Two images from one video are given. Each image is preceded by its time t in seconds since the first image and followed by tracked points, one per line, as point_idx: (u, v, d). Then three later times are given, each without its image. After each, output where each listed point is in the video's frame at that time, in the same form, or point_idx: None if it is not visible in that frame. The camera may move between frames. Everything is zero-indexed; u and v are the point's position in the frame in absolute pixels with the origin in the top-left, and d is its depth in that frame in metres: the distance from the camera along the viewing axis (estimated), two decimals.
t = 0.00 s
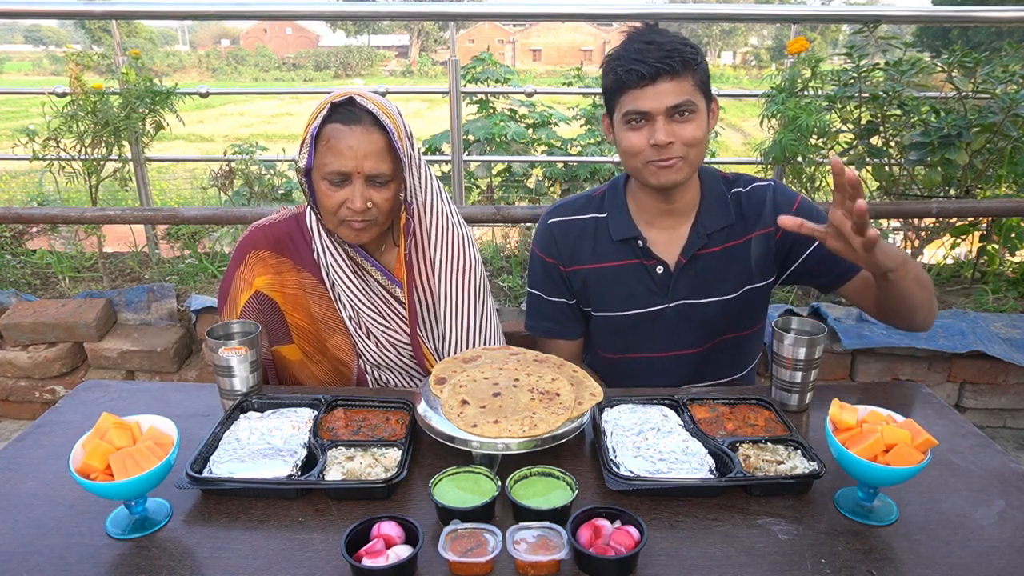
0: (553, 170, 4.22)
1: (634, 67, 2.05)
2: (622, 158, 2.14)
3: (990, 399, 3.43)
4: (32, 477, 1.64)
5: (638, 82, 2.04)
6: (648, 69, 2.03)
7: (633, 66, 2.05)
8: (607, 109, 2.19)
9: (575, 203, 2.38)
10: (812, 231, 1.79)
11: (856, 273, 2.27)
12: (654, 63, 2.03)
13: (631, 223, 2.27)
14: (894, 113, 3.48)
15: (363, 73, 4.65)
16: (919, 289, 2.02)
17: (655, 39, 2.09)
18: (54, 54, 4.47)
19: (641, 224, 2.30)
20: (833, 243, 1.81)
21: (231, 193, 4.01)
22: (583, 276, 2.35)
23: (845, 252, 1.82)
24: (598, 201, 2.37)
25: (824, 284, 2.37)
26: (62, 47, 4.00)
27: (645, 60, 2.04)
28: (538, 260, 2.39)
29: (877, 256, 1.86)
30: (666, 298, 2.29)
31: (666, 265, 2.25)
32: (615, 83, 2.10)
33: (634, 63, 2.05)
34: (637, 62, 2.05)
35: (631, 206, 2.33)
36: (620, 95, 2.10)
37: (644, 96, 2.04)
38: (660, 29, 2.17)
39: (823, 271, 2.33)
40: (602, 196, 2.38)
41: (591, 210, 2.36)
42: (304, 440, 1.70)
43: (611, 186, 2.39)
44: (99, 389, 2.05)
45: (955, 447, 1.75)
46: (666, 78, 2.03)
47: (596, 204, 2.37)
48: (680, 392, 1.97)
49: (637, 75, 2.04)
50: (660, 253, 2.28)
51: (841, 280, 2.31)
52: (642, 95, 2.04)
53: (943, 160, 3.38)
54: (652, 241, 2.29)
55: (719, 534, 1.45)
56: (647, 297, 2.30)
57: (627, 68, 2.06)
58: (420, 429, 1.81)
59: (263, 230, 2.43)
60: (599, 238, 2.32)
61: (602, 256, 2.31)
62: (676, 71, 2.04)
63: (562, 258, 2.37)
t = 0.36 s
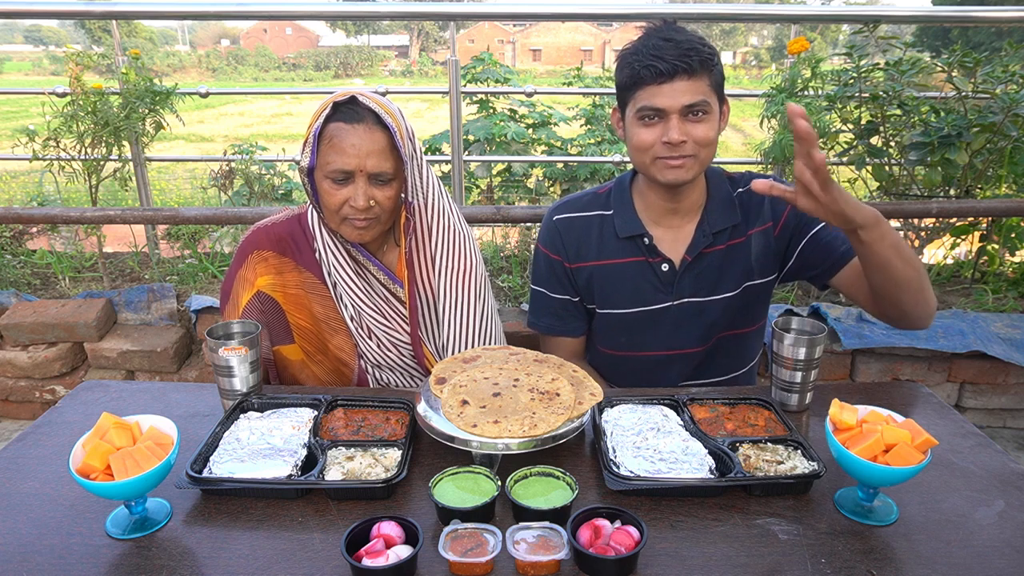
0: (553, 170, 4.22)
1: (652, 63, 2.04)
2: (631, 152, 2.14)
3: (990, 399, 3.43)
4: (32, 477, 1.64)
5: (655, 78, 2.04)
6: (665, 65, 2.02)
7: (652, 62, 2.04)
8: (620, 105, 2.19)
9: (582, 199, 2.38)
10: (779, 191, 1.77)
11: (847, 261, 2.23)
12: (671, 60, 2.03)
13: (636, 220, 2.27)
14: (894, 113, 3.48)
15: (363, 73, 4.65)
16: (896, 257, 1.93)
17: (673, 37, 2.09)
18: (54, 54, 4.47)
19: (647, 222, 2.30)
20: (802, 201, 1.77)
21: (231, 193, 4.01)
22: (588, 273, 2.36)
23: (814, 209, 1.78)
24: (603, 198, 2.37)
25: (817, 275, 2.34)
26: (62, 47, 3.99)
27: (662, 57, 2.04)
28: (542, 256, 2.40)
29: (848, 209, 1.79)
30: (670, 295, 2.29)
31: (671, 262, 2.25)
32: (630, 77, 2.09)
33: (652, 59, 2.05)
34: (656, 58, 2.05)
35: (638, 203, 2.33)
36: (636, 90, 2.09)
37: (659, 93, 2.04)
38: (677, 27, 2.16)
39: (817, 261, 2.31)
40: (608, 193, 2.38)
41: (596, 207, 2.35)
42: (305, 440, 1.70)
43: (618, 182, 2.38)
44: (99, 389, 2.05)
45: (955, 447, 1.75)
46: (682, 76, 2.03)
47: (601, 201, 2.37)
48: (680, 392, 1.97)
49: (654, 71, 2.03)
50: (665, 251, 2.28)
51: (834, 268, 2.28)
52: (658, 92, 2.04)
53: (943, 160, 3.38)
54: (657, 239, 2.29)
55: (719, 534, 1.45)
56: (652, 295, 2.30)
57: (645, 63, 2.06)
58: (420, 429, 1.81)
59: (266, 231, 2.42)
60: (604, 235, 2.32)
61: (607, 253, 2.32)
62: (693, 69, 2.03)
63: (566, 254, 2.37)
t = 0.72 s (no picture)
0: (553, 170, 4.22)
1: (633, 69, 2.04)
2: (621, 158, 2.15)
3: (991, 399, 3.43)
4: (32, 477, 1.64)
5: (637, 84, 2.04)
6: (647, 70, 2.02)
7: (631, 68, 2.04)
8: (609, 110, 2.19)
9: (580, 202, 2.38)
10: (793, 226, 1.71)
11: (844, 279, 2.25)
12: (652, 65, 2.02)
13: (635, 223, 2.27)
14: (894, 113, 3.48)
15: (363, 73, 4.64)
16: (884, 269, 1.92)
17: (657, 40, 2.08)
18: (54, 54, 4.47)
19: (644, 225, 2.31)
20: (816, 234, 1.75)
21: (231, 193, 4.01)
22: (586, 276, 2.35)
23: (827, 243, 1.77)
24: (601, 201, 2.37)
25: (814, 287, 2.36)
26: (62, 47, 3.99)
27: (644, 62, 2.03)
28: (539, 259, 2.40)
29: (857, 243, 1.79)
30: (668, 298, 2.29)
31: (669, 266, 2.26)
32: (615, 83, 2.10)
33: (634, 64, 2.05)
34: (638, 63, 2.04)
35: (634, 207, 2.33)
36: (620, 96, 2.10)
37: (642, 98, 2.04)
38: (662, 29, 2.16)
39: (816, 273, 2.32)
40: (605, 196, 2.38)
41: (594, 210, 2.35)
42: (304, 440, 1.70)
43: (615, 185, 2.39)
44: (99, 389, 2.05)
45: (955, 447, 1.75)
46: (665, 80, 2.02)
47: (599, 203, 2.37)
48: (680, 392, 1.97)
49: (635, 77, 2.04)
50: (663, 254, 2.28)
51: (831, 283, 2.30)
52: (641, 97, 2.04)
53: (943, 160, 3.38)
54: (655, 242, 2.29)
55: (719, 534, 1.45)
56: (650, 298, 2.30)
57: (626, 69, 2.06)
58: (420, 429, 1.81)
59: (266, 232, 2.42)
60: (602, 238, 2.32)
61: (605, 257, 2.32)
62: (675, 73, 2.02)
63: (565, 257, 2.37)
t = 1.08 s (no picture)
0: (553, 170, 4.22)
1: (638, 68, 2.04)
2: (624, 158, 2.15)
3: (991, 399, 3.43)
4: (32, 477, 1.64)
5: (642, 83, 2.04)
6: (653, 70, 2.02)
7: (637, 67, 2.04)
8: (611, 111, 2.19)
9: (579, 204, 2.38)
10: (790, 237, 1.78)
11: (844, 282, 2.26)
12: (657, 64, 2.02)
13: (634, 225, 2.27)
14: (894, 113, 3.48)
15: (362, 73, 4.64)
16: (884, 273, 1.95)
17: (660, 40, 2.08)
18: (54, 54, 4.47)
19: (643, 226, 2.31)
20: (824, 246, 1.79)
21: (231, 193, 4.01)
22: (586, 278, 2.35)
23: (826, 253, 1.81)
24: (600, 202, 2.37)
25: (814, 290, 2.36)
26: (62, 47, 3.99)
27: (649, 61, 2.03)
28: (539, 261, 2.40)
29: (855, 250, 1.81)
30: (667, 301, 2.29)
31: (668, 267, 2.25)
32: (619, 83, 2.09)
33: (638, 64, 2.05)
34: (642, 63, 2.04)
35: (634, 208, 2.33)
36: (623, 96, 2.10)
37: (647, 98, 2.04)
38: (664, 29, 2.16)
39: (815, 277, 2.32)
40: (604, 198, 2.38)
41: (593, 212, 2.35)
42: (304, 440, 1.70)
43: (614, 186, 2.39)
44: (99, 389, 2.05)
45: (955, 447, 1.75)
46: (670, 80, 2.02)
47: (598, 205, 2.37)
48: (680, 392, 1.97)
49: (640, 76, 2.03)
50: (663, 256, 2.28)
51: (832, 287, 2.30)
52: (646, 97, 2.04)
53: (943, 160, 3.38)
54: (654, 244, 2.29)
55: (719, 534, 1.45)
56: (649, 300, 2.31)
57: (631, 68, 2.05)
58: (420, 429, 1.81)
59: (266, 232, 2.42)
60: (601, 240, 2.32)
61: (604, 259, 2.32)
62: (680, 72, 2.03)
63: (564, 260, 2.37)
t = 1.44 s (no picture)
0: (553, 170, 4.22)
1: (638, 69, 2.04)
2: (623, 160, 2.14)
3: (991, 399, 3.43)
4: (32, 477, 1.64)
5: (642, 84, 2.04)
6: (652, 70, 2.02)
7: (636, 68, 2.04)
8: (610, 112, 2.19)
9: (577, 203, 2.38)
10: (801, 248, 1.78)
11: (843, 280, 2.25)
12: (656, 65, 2.02)
13: (632, 225, 2.27)
14: (894, 113, 3.48)
15: (362, 73, 4.64)
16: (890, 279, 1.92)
17: (658, 41, 2.08)
18: (54, 54, 4.47)
19: (642, 227, 2.31)
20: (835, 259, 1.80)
21: (231, 193, 4.01)
22: (584, 278, 2.35)
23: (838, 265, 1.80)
24: (599, 202, 2.38)
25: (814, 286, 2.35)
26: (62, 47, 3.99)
27: (648, 62, 2.03)
28: (538, 260, 2.39)
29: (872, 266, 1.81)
30: (665, 300, 2.29)
31: (666, 268, 2.26)
32: (618, 85, 2.09)
33: (638, 64, 2.05)
34: (642, 63, 2.04)
35: (632, 208, 2.33)
36: (622, 98, 2.10)
37: (647, 99, 2.04)
38: (661, 30, 2.17)
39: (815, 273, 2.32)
40: (602, 198, 2.38)
41: (592, 212, 2.36)
42: (304, 440, 1.70)
43: (613, 186, 2.39)
44: (99, 390, 2.05)
45: (955, 447, 1.75)
46: (669, 81, 2.02)
47: (597, 205, 2.37)
48: (680, 392, 1.97)
49: (639, 77, 2.03)
50: (661, 257, 2.28)
51: (832, 282, 2.29)
52: (645, 98, 2.04)
53: (943, 160, 3.38)
54: (652, 245, 2.29)
55: (719, 534, 1.45)
56: (648, 300, 2.31)
57: (631, 69, 2.05)
58: (420, 429, 1.81)
59: (266, 232, 2.42)
60: (599, 240, 2.32)
61: (602, 259, 2.32)
62: (680, 73, 2.03)
63: (563, 259, 2.37)
